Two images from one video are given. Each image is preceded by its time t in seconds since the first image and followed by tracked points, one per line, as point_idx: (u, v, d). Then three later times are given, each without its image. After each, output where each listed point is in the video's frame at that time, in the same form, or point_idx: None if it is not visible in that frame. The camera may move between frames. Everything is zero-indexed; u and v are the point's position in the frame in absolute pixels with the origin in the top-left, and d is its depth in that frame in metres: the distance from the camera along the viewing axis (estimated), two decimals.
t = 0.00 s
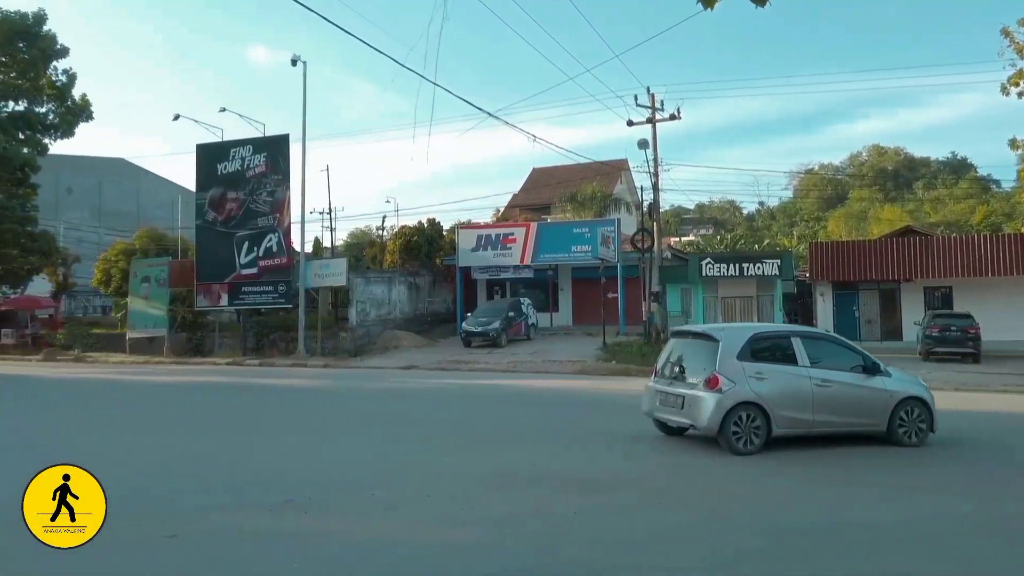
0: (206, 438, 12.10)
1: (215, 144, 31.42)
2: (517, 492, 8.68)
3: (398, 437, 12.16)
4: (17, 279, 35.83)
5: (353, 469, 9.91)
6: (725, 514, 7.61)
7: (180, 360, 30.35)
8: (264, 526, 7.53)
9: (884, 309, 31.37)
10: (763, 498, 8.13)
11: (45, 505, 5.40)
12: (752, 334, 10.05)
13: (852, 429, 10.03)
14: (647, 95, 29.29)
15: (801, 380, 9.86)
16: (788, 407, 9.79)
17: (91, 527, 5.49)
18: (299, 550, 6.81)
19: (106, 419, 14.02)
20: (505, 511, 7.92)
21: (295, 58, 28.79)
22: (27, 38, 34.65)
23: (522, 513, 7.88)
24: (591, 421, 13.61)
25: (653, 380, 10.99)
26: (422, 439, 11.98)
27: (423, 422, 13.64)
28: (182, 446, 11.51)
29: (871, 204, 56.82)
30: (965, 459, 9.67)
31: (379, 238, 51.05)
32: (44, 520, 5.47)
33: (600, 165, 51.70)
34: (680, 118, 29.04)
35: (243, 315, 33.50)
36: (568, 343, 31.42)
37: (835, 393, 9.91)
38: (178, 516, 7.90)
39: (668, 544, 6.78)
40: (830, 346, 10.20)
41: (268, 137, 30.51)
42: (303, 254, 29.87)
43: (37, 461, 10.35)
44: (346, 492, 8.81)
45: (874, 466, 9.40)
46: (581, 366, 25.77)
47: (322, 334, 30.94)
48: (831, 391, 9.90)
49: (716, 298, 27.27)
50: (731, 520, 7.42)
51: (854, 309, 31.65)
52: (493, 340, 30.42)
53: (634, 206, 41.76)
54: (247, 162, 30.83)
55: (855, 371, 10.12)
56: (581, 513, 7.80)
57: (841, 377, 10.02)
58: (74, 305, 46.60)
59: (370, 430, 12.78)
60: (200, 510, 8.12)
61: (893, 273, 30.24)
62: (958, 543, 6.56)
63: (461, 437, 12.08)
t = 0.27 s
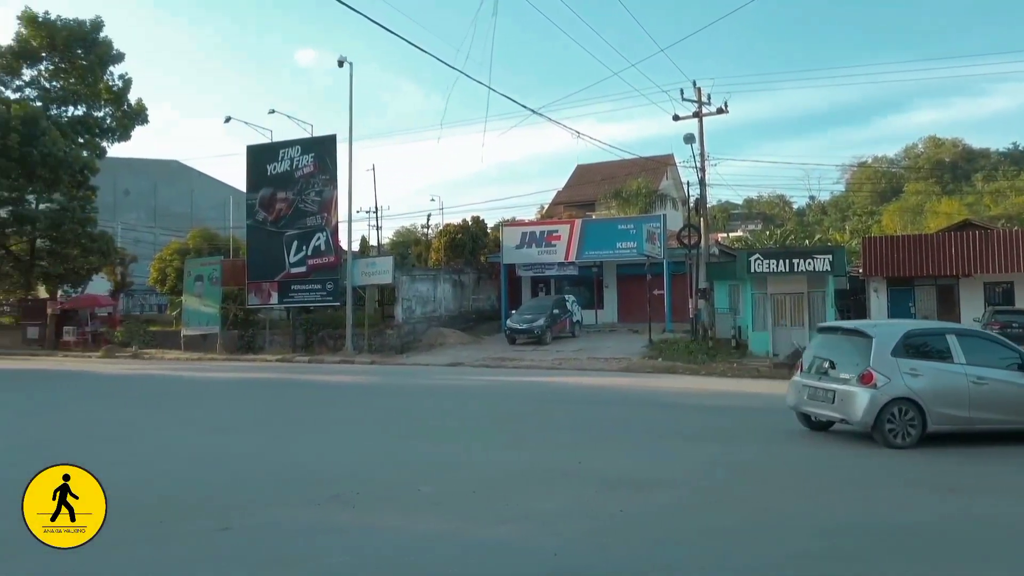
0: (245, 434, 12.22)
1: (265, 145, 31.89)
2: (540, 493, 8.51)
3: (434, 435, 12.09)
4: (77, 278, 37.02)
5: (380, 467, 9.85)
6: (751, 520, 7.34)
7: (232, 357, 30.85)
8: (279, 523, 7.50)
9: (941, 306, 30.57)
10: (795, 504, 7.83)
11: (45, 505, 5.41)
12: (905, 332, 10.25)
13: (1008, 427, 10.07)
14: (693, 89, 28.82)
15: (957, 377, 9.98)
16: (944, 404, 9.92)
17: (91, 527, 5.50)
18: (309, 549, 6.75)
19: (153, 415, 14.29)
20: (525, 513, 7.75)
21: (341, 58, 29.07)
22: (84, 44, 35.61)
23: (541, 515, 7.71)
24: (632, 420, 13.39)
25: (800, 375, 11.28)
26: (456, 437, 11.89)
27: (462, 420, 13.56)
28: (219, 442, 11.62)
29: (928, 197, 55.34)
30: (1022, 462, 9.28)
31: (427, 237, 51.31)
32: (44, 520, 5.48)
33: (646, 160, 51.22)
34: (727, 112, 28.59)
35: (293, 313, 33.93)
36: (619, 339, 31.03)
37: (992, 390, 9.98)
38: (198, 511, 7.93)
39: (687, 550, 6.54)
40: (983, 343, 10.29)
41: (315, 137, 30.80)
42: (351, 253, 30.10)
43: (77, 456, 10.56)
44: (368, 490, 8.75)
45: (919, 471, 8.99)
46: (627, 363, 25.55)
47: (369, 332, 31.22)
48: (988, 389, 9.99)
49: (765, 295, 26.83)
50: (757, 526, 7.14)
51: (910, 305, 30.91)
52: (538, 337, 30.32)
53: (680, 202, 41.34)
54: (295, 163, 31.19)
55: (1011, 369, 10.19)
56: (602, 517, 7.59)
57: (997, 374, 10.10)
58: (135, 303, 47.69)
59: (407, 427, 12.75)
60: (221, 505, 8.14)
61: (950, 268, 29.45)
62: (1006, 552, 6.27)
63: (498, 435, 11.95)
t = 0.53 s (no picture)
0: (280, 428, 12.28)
1: (313, 144, 32.24)
2: (562, 490, 8.32)
3: (467, 430, 11.97)
4: (136, 275, 37.39)
5: (405, 462, 9.76)
6: (772, 522, 7.07)
7: (282, 352, 31.25)
8: (291, 517, 7.42)
9: (1003, 300, 29.58)
10: (823, 506, 7.51)
11: (45, 505, 5.41)
12: None
13: None
14: (741, 80, 28.23)
15: None
16: None
17: (91, 527, 5.50)
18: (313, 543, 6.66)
19: (196, 408, 14.45)
20: (542, 510, 7.58)
21: (387, 56, 29.23)
22: (139, 47, 36.36)
23: (556, 512, 7.52)
24: (672, 417, 13.10)
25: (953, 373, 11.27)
26: (488, 432, 11.77)
27: (499, 416, 13.43)
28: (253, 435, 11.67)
29: (988, 188, 53.60)
30: None
31: (473, 233, 51.38)
32: (44, 520, 5.48)
33: (694, 153, 50.58)
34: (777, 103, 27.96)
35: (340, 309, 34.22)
36: (665, 335, 30.63)
37: None
38: (211, 503, 7.90)
39: (701, 553, 6.30)
40: None
41: (362, 135, 31.01)
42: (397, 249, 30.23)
43: (111, 448, 10.70)
44: (389, 484, 8.66)
45: (964, 475, 8.57)
46: (674, 359, 25.22)
47: (415, 328, 31.39)
48: None
49: (816, 289, 26.29)
50: (780, 529, 6.86)
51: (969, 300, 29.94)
52: (583, 333, 30.12)
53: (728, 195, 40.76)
54: (343, 161, 31.46)
55: None
56: (621, 516, 7.38)
57: None
58: (189, 300, 48.86)
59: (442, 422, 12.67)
60: (235, 498, 8.10)
61: (1011, 261, 28.53)
62: None
63: (532, 432, 11.78)
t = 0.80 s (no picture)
0: (314, 421, 12.35)
1: (358, 141, 32.36)
2: (581, 486, 8.18)
3: (499, 425, 11.86)
4: (189, 271, 37.82)
5: (430, 456, 9.69)
6: (795, 520, 6.85)
7: (328, 347, 31.55)
8: (303, 509, 7.40)
9: None
10: (850, 506, 7.24)
11: (45, 505, 5.60)
12: None
13: None
14: (790, 70, 27.62)
15: None
16: None
17: (91, 526, 5.74)
18: (320, 534, 6.63)
19: (237, 402, 14.64)
20: (559, 505, 7.46)
21: (430, 52, 29.20)
22: (190, 49, 36.91)
23: (571, 508, 7.39)
24: (715, 413, 12.83)
25: None
26: (520, 427, 11.64)
27: (534, 411, 13.29)
28: (285, 428, 11.72)
29: None
30: None
31: (518, 228, 51.26)
32: (45, 520, 5.71)
33: (741, 145, 49.72)
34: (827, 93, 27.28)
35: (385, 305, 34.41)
36: (711, 330, 30.16)
37: None
38: (228, 494, 7.94)
39: (714, 551, 6.12)
40: None
41: (407, 132, 31.03)
42: (440, 245, 30.26)
43: (146, 440, 10.87)
44: (409, 478, 8.61)
45: (1016, 476, 8.20)
46: (721, 355, 24.83)
47: (458, 323, 31.41)
48: None
49: (868, 284, 25.54)
50: (802, 529, 6.61)
51: None
52: (627, 328, 29.84)
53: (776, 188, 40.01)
54: (387, 158, 31.54)
55: None
56: (638, 512, 7.21)
57: None
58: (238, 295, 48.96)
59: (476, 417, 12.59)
60: (253, 490, 8.13)
61: None
62: None
63: (564, 427, 11.63)
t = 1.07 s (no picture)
0: (349, 416, 12.36)
1: (396, 138, 32.52)
2: (609, 487, 7.93)
3: (530, 422, 11.67)
4: (232, 268, 38.38)
5: (456, 455, 9.52)
6: (832, 524, 6.61)
7: (367, 342, 31.85)
8: (323, 509, 7.24)
9: None
10: (893, 514, 6.87)
11: (45, 505, 5.27)
12: None
13: None
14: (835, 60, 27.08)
15: None
16: None
17: (90, 528, 5.35)
18: (338, 536, 6.45)
19: (272, 396, 14.72)
20: (587, 505, 7.29)
21: (468, 48, 29.23)
22: (232, 49, 37.39)
23: (598, 512, 7.12)
24: (752, 411, 12.59)
25: None
26: (550, 425, 11.45)
27: (568, 408, 13.10)
28: (315, 424, 11.68)
29: None
30: None
31: (555, 223, 51.18)
32: (44, 520, 5.34)
33: (782, 138, 49.02)
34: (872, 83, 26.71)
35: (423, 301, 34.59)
36: (752, 326, 29.74)
37: None
38: (250, 493, 7.80)
39: (745, 560, 5.82)
40: None
41: (444, 128, 31.10)
42: (478, 240, 30.31)
43: (177, 435, 10.88)
44: (434, 477, 8.44)
45: None
46: (763, 351, 24.47)
47: (496, 319, 31.44)
48: None
49: (915, 278, 25.07)
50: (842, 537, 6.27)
51: None
52: (666, 324, 29.59)
53: (819, 181, 39.36)
54: (425, 154, 31.66)
55: None
56: (668, 517, 6.91)
57: None
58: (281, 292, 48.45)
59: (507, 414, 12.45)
60: (274, 489, 7.98)
61: None
62: None
63: (597, 425, 11.41)
